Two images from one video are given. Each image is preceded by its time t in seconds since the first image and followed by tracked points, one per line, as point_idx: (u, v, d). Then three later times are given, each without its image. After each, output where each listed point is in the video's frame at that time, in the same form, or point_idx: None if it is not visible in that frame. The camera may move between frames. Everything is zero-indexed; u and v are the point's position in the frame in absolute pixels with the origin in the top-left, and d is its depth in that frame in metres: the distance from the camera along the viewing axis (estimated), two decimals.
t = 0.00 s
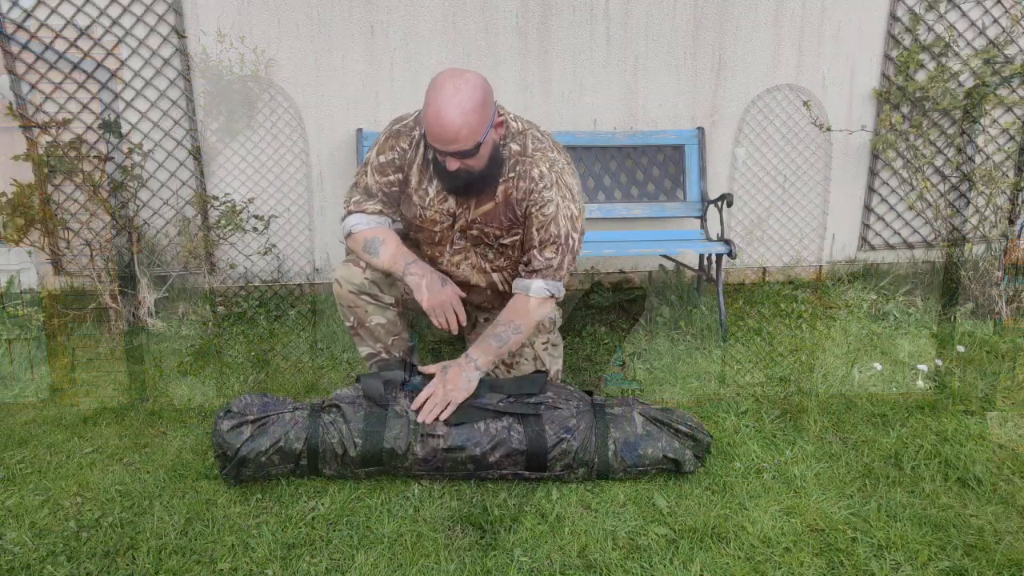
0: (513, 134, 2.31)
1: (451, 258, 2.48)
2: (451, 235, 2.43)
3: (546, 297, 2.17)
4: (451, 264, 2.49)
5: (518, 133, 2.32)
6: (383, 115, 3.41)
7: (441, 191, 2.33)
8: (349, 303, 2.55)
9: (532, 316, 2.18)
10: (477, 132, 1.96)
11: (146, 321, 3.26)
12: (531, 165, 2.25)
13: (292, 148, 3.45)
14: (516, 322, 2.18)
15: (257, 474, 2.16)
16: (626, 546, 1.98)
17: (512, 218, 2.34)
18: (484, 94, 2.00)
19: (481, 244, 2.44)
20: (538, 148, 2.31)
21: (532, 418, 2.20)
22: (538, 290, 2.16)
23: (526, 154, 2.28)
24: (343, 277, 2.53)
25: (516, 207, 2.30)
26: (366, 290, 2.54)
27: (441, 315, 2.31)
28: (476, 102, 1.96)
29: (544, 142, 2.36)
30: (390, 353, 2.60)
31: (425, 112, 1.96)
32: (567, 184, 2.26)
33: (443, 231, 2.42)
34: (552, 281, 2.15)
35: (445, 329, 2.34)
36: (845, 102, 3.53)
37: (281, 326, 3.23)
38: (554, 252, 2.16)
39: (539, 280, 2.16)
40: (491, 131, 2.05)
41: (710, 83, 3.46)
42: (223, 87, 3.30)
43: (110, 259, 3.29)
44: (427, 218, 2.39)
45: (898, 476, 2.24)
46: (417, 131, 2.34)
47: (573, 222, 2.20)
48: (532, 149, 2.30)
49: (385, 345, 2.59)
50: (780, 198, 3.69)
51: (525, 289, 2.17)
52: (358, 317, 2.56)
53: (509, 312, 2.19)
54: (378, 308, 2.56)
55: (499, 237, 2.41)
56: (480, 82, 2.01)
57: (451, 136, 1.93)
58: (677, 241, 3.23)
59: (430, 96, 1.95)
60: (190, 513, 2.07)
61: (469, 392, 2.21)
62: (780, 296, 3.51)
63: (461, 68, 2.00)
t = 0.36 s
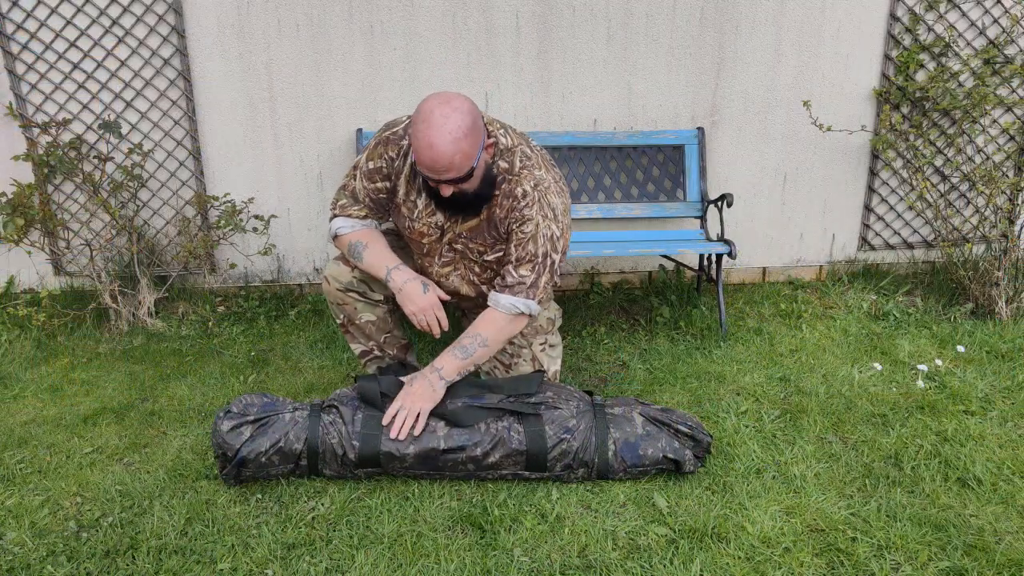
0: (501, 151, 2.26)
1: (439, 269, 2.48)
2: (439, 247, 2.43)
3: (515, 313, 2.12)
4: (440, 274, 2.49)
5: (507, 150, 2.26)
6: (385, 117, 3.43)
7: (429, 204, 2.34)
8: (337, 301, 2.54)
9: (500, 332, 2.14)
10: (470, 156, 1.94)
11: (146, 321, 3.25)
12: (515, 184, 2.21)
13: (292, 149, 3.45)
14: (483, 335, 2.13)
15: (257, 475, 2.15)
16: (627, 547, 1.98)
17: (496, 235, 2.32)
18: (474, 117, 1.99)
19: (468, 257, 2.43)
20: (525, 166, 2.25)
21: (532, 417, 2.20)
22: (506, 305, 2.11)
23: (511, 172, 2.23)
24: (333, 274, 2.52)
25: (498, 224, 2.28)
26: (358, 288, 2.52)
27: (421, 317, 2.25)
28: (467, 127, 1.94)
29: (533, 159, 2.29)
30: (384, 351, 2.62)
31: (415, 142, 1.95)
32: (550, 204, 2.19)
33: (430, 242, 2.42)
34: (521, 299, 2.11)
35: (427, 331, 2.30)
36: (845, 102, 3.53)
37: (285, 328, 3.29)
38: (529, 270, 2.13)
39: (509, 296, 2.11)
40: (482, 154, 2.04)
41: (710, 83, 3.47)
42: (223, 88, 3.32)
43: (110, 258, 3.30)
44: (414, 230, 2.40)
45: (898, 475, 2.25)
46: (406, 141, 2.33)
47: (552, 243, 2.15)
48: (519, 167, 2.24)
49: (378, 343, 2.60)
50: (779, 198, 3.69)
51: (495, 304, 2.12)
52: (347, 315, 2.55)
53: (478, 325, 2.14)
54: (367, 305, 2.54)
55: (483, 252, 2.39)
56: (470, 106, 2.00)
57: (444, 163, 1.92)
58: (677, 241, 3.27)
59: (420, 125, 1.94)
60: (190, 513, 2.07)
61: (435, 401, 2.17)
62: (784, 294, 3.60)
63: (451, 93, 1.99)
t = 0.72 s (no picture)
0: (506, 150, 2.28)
1: (447, 275, 2.44)
2: (447, 252, 2.40)
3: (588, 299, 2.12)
4: (448, 280, 2.45)
5: (513, 149, 2.28)
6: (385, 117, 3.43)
7: (435, 209, 2.35)
8: (340, 310, 2.53)
9: (586, 320, 2.13)
10: (497, 151, 1.99)
11: (146, 321, 3.25)
12: (530, 183, 2.22)
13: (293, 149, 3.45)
14: (572, 330, 2.12)
15: (257, 475, 2.15)
16: (627, 547, 1.98)
17: (515, 235, 2.32)
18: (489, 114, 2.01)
19: (481, 261, 2.40)
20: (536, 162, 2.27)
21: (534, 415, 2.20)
22: (581, 296, 2.10)
23: (522, 171, 2.25)
24: (335, 284, 2.52)
25: (519, 224, 2.29)
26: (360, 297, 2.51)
27: (431, 316, 2.25)
28: (488, 125, 1.96)
29: (539, 155, 2.31)
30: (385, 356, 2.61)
31: (441, 151, 1.94)
32: (569, 197, 2.23)
33: (438, 248, 2.40)
34: (583, 289, 2.10)
35: (438, 330, 2.29)
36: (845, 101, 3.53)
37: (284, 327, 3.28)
38: (580, 263, 2.12)
39: (578, 287, 2.10)
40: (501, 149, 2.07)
41: (710, 83, 3.47)
42: (223, 87, 3.32)
43: (110, 258, 3.30)
44: (422, 237, 2.38)
45: (898, 476, 2.25)
46: (406, 148, 2.32)
47: (586, 232, 2.18)
48: (528, 165, 2.26)
49: (379, 349, 2.59)
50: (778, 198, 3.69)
51: (568, 300, 2.11)
52: (349, 323, 2.55)
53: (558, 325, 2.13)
54: (370, 313, 2.53)
55: (501, 254, 2.38)
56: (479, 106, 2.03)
57: (479, 165, 1.94)
58: (676, 241, 3.27)
59: (443, 134, 1.94)
60: (190, 513, 2.07)
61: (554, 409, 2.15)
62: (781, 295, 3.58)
63: (461, 97, 2.01)
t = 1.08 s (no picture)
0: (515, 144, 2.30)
1: (458, 272, 2.43)
2: (460, 249, 2.39)
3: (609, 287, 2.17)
4: (460, 278, 2.44)
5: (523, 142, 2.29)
6: (386, 117, 3.43)
7: (446, 206, 2.34)
8: (347, 315, 2.52)
9: (612, 309, 2.19)
10: (518, 136, 2.00)
11: (145, 321, 3.25)
12: (542, 175, 2.24)
13: (293, 150, 3.45)
14: (604, 323, 2.18)
15: (257, 472, 2.15)
16: (627, 547, 1.98)
17: (529, 229, 2.33)
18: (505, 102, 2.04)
19: (494, 256, 2.41)
20: (545, 155, 2.28)
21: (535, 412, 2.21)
22: (602, 287, 2.16)
23: (533, 164, 2.26)
24: (343, 288, 2.50)
25: (532, 218, 2.30)
26: (367, 302, 2.50)
27: (443, 320, 2.26)
28: (508, 111, 1.98)
29: (548, 149, 2.33)
30: (390, 359, 2.61)
31: (463, 139, 1.95)
32: (580, 188, 2.27)
33: (450, 246, 2.39)
34: (604, 278, 2.15)
35: (449, 334, 2.30)
36: (844, 101, 3.53)
37: (285, 327, 3.29)
38: (598, 251, 2.17)
39: (597, 279, 2.15)
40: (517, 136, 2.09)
41: (710, 84, 3.47)
42: (223, 88, 3.32)
43: (110, 258, 3.30)
44: (433, 235, 2.37)
45: (898, 475, 2.25)
46: (415, 147, 2.31)
47: (599, 221, 2.23)
48: (539, 158, 2.28)
49: (384, 352, 2.58)
50: (778, 199, 3.69)
51: (591, 292, 2.16)
52: (355, 327, 2.54)
53: (589, 324, 2.18)
54: (377, 317, 2.53)
55: (514, 248, 2.38)
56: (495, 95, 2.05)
57: (503, 149, 1.95)
58: (676, 241, 3.27)
59: (465, 123, 1.94)
60: (190, 513, 2.07)
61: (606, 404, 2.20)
62: (781, 296, 3.58)
63: (477, 87, 2.02)
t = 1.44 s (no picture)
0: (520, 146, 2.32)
1: (463, 271, 2.42)
2: (463, 248, 2.39)
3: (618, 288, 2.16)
4: (463, 277, 2.43)
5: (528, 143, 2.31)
6: (386, 117, 3.43)
7: (450, 206, 2.35)
8: (349, 311, 2.53)
9: (621, 310, 2.18)
10: (522, 121, 2.06)
11: (145, 321, 3.25)
12: (546, 177, 2.25)
13: (293, 150, 3.45)
14: (619, 327, 2.18)
15: (257, 473, 2.15)
16: (627, 547, 1.98)
17: (533, 229, 2.33)
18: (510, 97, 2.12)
19: (497, 255, 2.40)
20: (550, 157, 2.30)
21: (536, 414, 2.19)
22: (609, 290, 2.14)
23: (537, 165, 2.27)
24: (345, 285, 2.51)
25: (536, 218, 2.30)
26: (369, 300, 2.51)
27: (441, 319, 2.23)
28: (511, 98, 2.06)
29: (553, 150, 2.35)
30: (390, 357, 2.60)
31: (467, 119, 1.99)
32: (585, 190, 2.28)
33: (454, 245, 2.38)
34: (610, 283, 2.14)
35: (447, 334, 2.27)
36: (844, 102, 3.53)
37: (285, 327, 3.29)
38: (602, 255, 2.16)
39: (603, 283, 2.14)
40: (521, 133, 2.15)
41: (710, 84, 3.47)
42: (223, 88, 3.32)
43: (110, 258, 3.30)
44: (437, 235, 2.37)
45: (898, 475, 2.25)
46: (420, 147, 2.34)
47: (604, 224, 2.22)
48: (543, 159, 2.29)
49: (384, 350, 2.58)
50: (778, 199, 3.69)
51: (599, 297, 2.15)
52: (356, 324, 2.54)
53: (604, 331, 2.17)
54: (378, 315, 2.53)
55: (518, 248, 2.38)
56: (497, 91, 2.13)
57: (507, 128, 1.99)
58: (677, 241, 3.27)
59: (471, 106, 1.99)
60: (190, 513, 2.07)
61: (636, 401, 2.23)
62: (781, 296, 3.58)
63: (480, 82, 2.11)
